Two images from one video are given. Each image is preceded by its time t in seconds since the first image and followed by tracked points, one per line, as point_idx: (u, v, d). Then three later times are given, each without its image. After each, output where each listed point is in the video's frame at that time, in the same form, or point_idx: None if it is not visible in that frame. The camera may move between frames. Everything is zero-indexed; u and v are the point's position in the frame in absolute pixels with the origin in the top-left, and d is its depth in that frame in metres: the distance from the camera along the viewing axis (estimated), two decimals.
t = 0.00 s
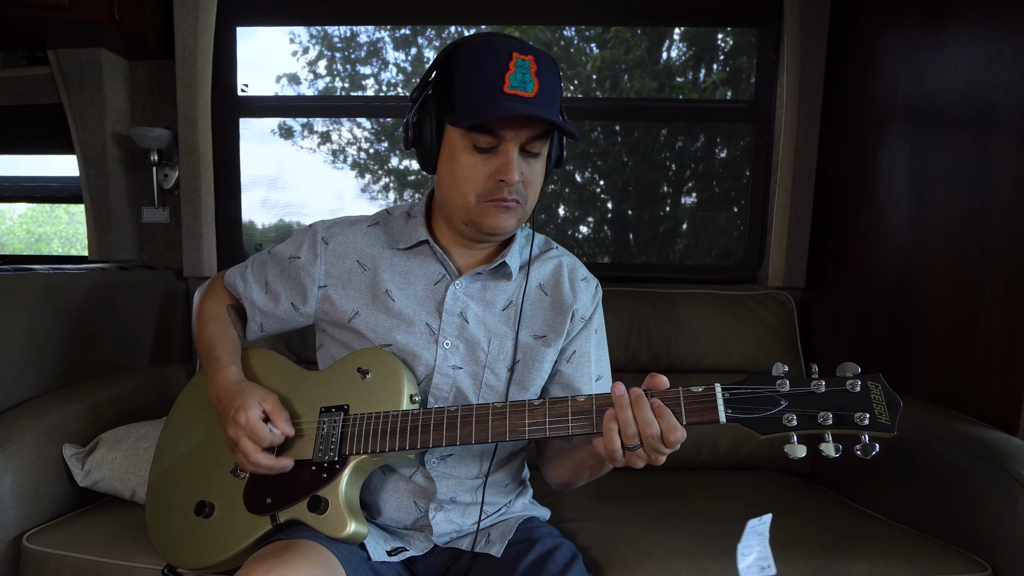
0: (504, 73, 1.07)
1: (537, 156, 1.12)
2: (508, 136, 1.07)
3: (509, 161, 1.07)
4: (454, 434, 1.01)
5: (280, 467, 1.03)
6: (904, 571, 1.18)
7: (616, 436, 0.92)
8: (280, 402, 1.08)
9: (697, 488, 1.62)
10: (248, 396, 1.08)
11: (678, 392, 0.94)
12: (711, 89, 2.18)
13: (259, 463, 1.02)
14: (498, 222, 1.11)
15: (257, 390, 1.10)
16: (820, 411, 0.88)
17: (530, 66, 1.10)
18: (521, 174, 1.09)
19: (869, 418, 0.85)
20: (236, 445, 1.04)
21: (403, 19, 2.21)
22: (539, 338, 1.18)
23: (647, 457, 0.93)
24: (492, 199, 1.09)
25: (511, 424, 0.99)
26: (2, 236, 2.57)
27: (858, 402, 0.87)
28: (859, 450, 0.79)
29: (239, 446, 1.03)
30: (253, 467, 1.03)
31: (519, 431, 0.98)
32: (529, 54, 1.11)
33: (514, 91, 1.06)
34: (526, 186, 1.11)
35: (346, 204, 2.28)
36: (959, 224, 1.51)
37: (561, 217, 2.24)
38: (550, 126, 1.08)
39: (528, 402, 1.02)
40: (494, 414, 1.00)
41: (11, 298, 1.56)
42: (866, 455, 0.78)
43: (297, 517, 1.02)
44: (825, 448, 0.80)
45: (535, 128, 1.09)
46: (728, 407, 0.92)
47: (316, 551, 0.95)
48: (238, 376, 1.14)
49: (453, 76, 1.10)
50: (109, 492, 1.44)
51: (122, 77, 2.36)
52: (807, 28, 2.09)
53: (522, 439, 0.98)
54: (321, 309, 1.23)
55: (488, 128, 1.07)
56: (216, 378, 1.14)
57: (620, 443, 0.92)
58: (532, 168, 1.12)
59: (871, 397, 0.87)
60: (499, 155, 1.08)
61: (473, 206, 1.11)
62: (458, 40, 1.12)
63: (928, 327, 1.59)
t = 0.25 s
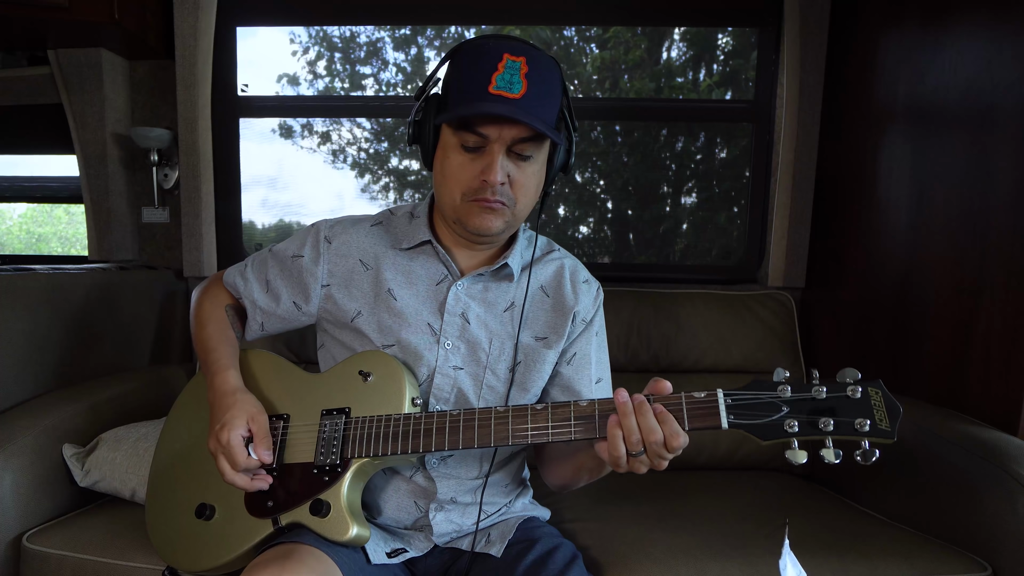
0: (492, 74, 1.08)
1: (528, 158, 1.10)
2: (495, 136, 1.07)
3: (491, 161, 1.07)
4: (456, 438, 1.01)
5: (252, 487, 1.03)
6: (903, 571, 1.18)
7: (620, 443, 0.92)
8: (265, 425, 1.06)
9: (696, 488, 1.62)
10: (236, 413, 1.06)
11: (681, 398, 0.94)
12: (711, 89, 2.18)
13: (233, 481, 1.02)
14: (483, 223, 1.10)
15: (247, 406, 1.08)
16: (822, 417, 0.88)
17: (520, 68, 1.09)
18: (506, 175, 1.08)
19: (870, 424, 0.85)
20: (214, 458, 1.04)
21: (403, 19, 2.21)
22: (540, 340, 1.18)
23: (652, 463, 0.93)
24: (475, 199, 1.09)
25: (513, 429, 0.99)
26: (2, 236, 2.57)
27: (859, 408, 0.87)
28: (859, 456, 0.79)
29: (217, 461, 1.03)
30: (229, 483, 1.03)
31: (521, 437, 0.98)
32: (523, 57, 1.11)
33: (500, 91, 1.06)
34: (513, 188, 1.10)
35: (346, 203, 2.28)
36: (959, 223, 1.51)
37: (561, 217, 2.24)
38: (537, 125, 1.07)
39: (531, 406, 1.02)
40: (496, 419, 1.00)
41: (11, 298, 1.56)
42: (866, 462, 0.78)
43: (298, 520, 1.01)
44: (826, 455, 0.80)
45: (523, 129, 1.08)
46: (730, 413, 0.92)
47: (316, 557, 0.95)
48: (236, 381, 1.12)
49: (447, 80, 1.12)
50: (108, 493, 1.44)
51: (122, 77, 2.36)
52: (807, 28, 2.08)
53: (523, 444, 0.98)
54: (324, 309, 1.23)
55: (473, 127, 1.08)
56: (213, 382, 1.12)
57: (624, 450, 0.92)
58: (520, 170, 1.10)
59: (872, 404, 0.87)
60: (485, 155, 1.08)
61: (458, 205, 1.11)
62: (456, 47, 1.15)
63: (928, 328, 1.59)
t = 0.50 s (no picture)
0: (491, 74, 1.08)
1: (528, 158, 1.10)
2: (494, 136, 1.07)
3: (490, 160, 1.07)
4: (460, 447, 1.02)
5: (253, 490, 1.03)
6: (903, 571, 1.18)
7: (626, 458, 0.93)
8: (265, 428, 1.05)
9: (695, 488, 1.62)
10: (235, 415, 1.05)
11: (686, 414, 0.96)
12: (711, 89, 2.18)
13: (235, 485, 1.02)
14: (482, 223, 1.10)
15: (247, 407, 1.07)
16: (824, 437, 0.89)
17: (520, 67, 1.09)
18: (504, 174, 1.08)
19: (871, 445, 0.86)
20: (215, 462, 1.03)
21: (403, 19, 2.21)
22: (541, 342, 1.18)
23: (654, 476, 0.95)
24: (475, 198, 1.09)
25: (517, 438, 1.00)
26: (3, 236, 2.57)
27: (861, 429, 0.88)
28: (858, 475, 0.80)
29: (219, 464, 1.03)
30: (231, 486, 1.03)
31: (526, 446, 1.00)
32: (524, 56, 1.11)
33: (499, 90, 1.06)
34: (512, 188, 1.09)
35: (346, 204, 2.28)
36: (959, 224, 1.51)
37: (561, 217, 2.24)
38: (536, 125, 1.06)
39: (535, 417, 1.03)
40: (501, 429, 1.01)
41: (11, 298, 1.56)
42: (865, 481, 0.79)
43: (298, 524, 1.01)
44: (826, 473, 0.82)
45: (523, 128, 1.08)
46: (734, 430, 0.93)
47: (315, 564, 0.96)
48: (234, 382, 1.12)
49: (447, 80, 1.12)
50: (108, 493, 1.44)
51: (122, 77, 2.36)
52: (808, 28, 2.09)
53: (527, 454, 1.00)
54: (325, 308, 1.23)
55: (472, 127, 1.08)
56: (212, 383, 1.11)
57: (630, 464, 0.94)
58: (520, 170, 1.10)
59: (873, 424, 0.88)
60: (484, 154, 1.08)
61: (457, 205, 1.11)
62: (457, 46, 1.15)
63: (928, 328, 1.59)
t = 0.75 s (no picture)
0: (493, 74, 1.08)
1: (529, 160, 1.10)
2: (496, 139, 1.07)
3: (491, 162, 1.07)
4: (462, 451, 1.02)
5: (256, 492, 1.03)
6: (903, 571, 1.18)
7: (629, 466, 0.93)
8: (268, 431, 1.04)
9: (694, 488, 1.62)
10: (238, 416, 1.04)
11: (690, 422, 0.96)
12: (711, 89, 2.18)
13: (237, 486, 1.02)
14: (482, 224, 1.10)
15: (250, 409, 1.06)
16: (827, 445, 0.90)
17: (522, 68, 1.09)
18: (505, 176, 1.08)
19: (873, 454, 0.87)
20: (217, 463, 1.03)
21: (403, 18, 2.21)
22: (542, 343, 1.18)
23: (659, 485, 0.95)
24: (475, 200, 1.09)
25: (520, 443, 1.00)
26: (3, 236, 2.57)
27: (863, 437, 0.89)
28: (861, 484, 0.81)
29: (221, 466, 1.02)
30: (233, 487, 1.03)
31: (528, 451, 1.00)
32: (525, 57, 1.11)
33: (500, 92, 1.06)
34: (513, 190, 1.09)
35: (346, 204, 2.28)
36: (959, 223, 1.51)
37: (562, 217, 2.24)
38: (537, 127, 1.06)
39: (536, 421, 1.03)
40: (503, 434, 1.01)
41: (11, 299, 1.56)
42: (867, 490, 0.81)
43: (298, 526, 1.01)
44: (829, 482, 0.82)
45: (524, 130, 1.08)
46: (738, 438, 0.94)
47: (315, 565, 0.95)
48: (236, 383, 1.11)
49: (449, 80, 1.12)
50: (108, 493, 1.44)
51: (122, 77, 2.36)
52: (807, 28, 2.09)
53: (530, 459, 1.00)
54: (326, 309, 1.23)
55: (473, 128, 1.08)
56: (213, 384, 1.11)
57: (633, 472, 0.93)
58: (521, 172, 1.10)
59: (875, 433, 0.89)
60: (485, 156, 1.08)
61: (457, 206, 1.11)
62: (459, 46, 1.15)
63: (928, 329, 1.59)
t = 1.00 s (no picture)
0: (495, 76, 1.08)
1: (531, 161, 1.10)
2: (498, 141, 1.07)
3: (493, 163, 1.07)
4: (463, 449, 1.02)
5: (258, 488, 1.03)
6: (903, 571, 1.18)
7: (629, 465, 0.93)
8: (272, 428, 1.04)
9: (694, 488, 1.62)
10: (242, 412, 1.04)
11: (690, 421, 0.96)
12: (712, 89, 2.18)
13: (240, 482, 1.01)
14: (483, 225, 1.10)
15: (253, 405, 1.06)
16: (827, 445, 0.90)
17: (524, 70, 1.09)
18: (507, 178, 1.08)
19: (872, 454, 0.87)
20: (220, 459, 1.02)
21: (403, 18, 2.21)
22: (543, 343, 1.19)
23: (659, 484, 0.95)
24: (477, 201, 1.09)
25: (520, 442, 1.00)
26: (3, 236, 2.57)
27: (862, 438, 0.89)
28: (860, 485, 0.82)
29: (223, 462, 1.02)
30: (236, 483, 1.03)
31: (529, 450, 1.00)
32: (527, 58, 1.11)
33: (502, 94, 1.06)
34: (515, 191, 1.10)
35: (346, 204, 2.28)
36: (959, 223, 1.51)
37: (562, 217, 2.24)
38: (539, 129, 1.06)
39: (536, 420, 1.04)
40: (503, 433, 1.01)
41: (11, 299, 1.56)
42: (867, 490, 0.81)
43: (298, 523, 1.01)
44: (828, 482, 0.83)
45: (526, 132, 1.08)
46: (738, 437, 0.94)
47: (316, 561, 0.95)
48: (239, 379, 1.11)
49: (451, 81, 1.12)
50: (108, 492, 1.44)
51: (122, 77, 2.36)
52: (807, 28, 2.09)
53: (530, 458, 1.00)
54: (327, 309, 1.23)
55: (475, 130, 1.08)
56: (216, 379, 1.10)
57: (634, 471, 0.94)
58: (523, 173, 1.10)
59: (875, 434, 0.89)
60: (487, 157, 1.08)
61: (459, 207, 1.11)
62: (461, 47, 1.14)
63: (928, 328, 1.59)
